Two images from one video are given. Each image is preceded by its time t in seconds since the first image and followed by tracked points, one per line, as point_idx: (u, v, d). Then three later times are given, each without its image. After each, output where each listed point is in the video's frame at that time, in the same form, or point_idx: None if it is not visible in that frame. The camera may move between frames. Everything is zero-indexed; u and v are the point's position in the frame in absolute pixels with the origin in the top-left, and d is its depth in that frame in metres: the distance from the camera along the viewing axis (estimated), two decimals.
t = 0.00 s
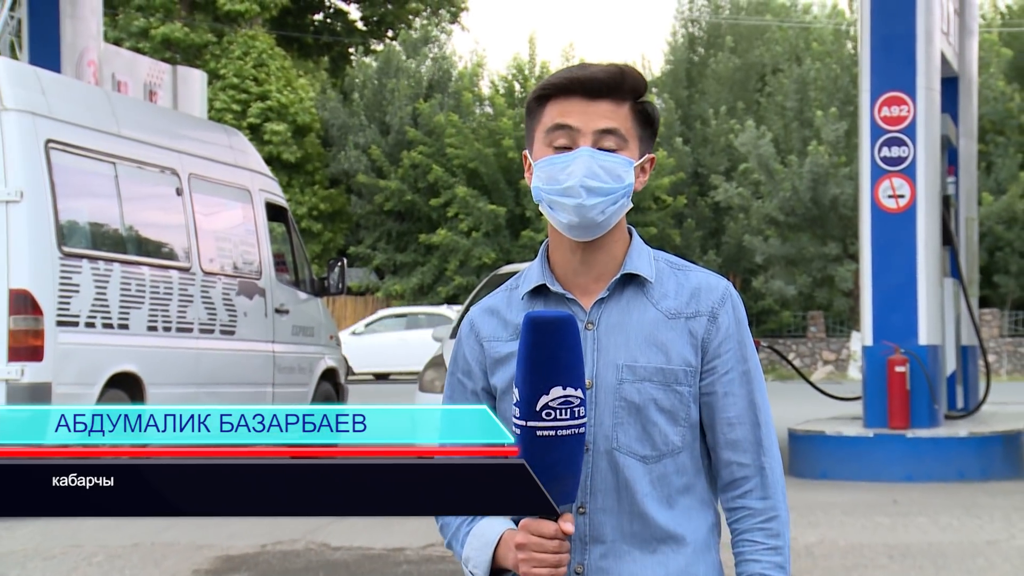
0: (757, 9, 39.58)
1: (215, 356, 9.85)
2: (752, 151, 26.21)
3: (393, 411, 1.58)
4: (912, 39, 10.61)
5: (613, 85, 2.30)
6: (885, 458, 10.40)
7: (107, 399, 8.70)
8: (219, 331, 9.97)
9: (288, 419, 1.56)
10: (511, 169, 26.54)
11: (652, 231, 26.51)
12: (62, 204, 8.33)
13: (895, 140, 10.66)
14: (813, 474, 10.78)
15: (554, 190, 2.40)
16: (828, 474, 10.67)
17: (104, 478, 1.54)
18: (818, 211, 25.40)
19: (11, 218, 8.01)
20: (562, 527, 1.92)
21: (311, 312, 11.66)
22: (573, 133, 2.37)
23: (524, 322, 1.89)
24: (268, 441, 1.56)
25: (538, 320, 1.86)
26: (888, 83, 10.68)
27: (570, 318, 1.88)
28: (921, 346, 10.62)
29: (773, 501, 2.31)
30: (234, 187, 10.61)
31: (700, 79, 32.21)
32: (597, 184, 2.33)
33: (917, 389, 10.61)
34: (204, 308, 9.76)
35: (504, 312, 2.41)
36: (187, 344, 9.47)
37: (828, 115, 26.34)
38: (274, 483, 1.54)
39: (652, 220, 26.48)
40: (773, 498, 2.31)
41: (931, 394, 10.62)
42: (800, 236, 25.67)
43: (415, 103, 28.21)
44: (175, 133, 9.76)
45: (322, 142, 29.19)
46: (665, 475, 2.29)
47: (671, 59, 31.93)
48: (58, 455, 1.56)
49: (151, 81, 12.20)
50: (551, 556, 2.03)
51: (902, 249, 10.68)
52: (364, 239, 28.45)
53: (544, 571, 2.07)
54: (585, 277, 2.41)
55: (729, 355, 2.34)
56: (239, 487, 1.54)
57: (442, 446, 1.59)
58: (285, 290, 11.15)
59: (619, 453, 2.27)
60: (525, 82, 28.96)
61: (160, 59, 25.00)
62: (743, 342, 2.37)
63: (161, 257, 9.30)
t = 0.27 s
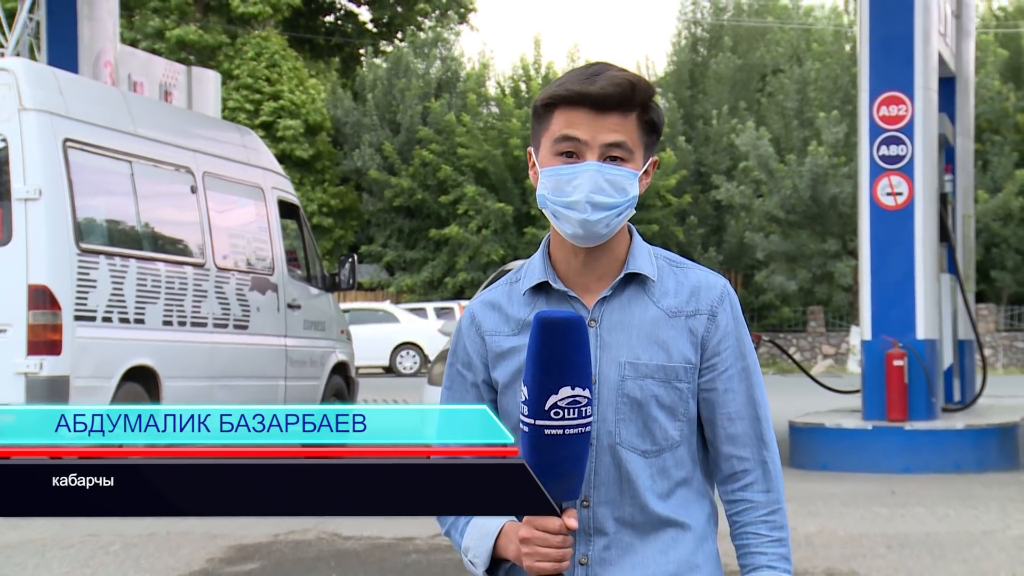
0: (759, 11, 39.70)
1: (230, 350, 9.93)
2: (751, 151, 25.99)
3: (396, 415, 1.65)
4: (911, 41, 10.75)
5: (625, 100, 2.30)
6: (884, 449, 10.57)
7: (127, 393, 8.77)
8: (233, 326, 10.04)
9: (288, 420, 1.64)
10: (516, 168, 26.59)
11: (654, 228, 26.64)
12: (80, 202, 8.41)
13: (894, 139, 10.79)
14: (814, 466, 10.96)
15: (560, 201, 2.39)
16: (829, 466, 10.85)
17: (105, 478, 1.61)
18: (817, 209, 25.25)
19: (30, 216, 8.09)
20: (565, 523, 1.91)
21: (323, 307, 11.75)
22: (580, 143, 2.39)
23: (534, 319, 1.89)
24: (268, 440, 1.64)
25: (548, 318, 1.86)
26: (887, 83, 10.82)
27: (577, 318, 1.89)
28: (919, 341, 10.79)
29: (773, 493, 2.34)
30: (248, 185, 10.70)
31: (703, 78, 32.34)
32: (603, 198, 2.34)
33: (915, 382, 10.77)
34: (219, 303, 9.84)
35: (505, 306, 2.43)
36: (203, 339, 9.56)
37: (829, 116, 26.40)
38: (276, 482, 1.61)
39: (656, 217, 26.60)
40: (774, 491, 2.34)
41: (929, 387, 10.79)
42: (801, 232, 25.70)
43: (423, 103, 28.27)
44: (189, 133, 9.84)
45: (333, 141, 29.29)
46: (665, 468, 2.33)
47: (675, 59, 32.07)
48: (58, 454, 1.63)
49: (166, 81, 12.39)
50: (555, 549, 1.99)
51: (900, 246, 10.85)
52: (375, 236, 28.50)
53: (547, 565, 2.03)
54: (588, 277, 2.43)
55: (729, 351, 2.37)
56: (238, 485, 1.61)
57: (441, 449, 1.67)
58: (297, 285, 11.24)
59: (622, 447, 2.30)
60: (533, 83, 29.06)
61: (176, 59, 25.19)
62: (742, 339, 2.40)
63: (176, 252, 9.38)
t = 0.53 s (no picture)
0: (761, 13, 39.86)
1: (243, 344, 10.04)
2: (752, 150, 26.16)
3: (401, 416, 1.68)
4: (910, 42, 10.85)
5: (628, 97, 2.35)
6: (883, 443, 10.69)
7: (142, 388, 8.78)
8: (245, 322, 10.14)
9: (289, 420, 1.66)
10: (524, 168, 26.74)
11: (658, 226, 26.82)
12: (96, 200, 8.47)
13: (893, 139, 10.89)
14: (813, 458, 11.06)
15: (564, 197, 2.44)
16: (828, 459, 10.95)
17: (105, 478, 1.63)
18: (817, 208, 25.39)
19: (47, 215, 8.15)
20: (570, 515, 1.98)
21: (333, 303, 11.84)
22: (583, 142, 2.45)
23: (536, 317, 1.93)
24: (268, 441, 1.65)
25: (549, 315, 1.90)
26: (887, 83, 10.91)
27: (579, 313, 1.92)
28: (918, 337, 10.93)
29: (770, 486, 2.39)
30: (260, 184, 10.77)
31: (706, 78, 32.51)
32: (608, 196, 2.39)
33: (913, 377, 10.91)
34: (231, 299, 9.92)
35: (509, 301, 2.49)
36: (216, 334, 9.65)
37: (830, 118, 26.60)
38: (278, 483, 1.63)
39: (660, 216, 26.78)
40: (770, 483, 2.40)
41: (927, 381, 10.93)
42: (801, 229, 25.84)
43: (432, 103, 28.43)
44: (201, 132, 9.89)
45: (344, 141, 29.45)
46: (667, 461, 2.38)
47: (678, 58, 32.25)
48: (60, 453, 1.65)
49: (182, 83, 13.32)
50: (560, 540, 2.04)
51: (898, 244, 10.98)
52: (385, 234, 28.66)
53: (552, 555, 2.08)
54: (590, 276, 2.49)
55: (727, 347, 2.43)
56: (242, 483, 1.63)
57: (445, 449, 1.69)
58: (308, 282, 11.32)
59: (623, 441, 2.35)
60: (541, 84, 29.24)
61: (190, 62, 25.38)
62: (740, 334, 2.46)
63: (190, 250, 9.45)
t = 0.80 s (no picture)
0: (765, 14, 39.90)
1: (254, 339, 10.11)
2: (753, 149, 26.22)
3: (409, 417, 1.86)
4: (909, 44, 10.92)
5: (643, 97, 2.42)
6: (883, 436, 10.75)
7: (156, 382, 8.88)
8: (258, 317, 10.22)
9: (289, 420, 1.84)
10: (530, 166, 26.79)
11: (662, 223, 26.86)
12: (112, 198, 8.54)
13: (892, 138, 11.00)
14: (814, 451, 11.13)
15: (574, 189, 2.48)
16: (829, 452, 11.02)
17: (104, 479, 1.81)
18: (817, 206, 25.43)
19: (64, 213, 8.22)
20: (571, 507, 2.02)
21: (343, 298, 11.91)
22: (596, 135, 2.50)
23: (539, 315, 1.98)
24: (270, 440, 1.84)
25: (553, 314, 1.94)
26: (887, 84, 10.99)
27: (582, 311, 1.96)
28: (916, 332, 11.03)
29: (768, 471, 2.44)
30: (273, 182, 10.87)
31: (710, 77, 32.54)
32: (618, 188, 2.45)
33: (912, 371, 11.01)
34: (244, 295, 10.01)
35: (513, 292, 2.55)
36: (229, 330, 9.72)
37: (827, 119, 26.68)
38: (280, 482, 1.81)
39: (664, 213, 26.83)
40: (768, 469, 2.44)
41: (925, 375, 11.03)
42: (801, 226, 25.88)
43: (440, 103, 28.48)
44: (213, 131, 9.97)
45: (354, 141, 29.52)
46: (667, 448, 2.43)
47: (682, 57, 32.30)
48: (64, 453, 1.84)
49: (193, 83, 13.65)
50: (562, 533, 2.11)
51: (896, 240, 11.09)
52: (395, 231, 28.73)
53: (554, 547, 2.13)
54: (593, 268, 2.55)
55: (726, 335, 2.48)
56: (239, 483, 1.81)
57: (454, 447, 1.86)
58: (319, 278, 11.40)
59: (624, 428, 2.41)
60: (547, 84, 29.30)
61: (203, 63, 25.49)
62: (738, 323, 2.50)
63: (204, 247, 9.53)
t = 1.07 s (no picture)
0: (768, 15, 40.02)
1: (267, 334, 10.19)
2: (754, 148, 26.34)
3: (418, 417, 1.85)
4: (907, 43, 11.05)
5: (629, 88, 2.46)
6: (882, 428, 10.80)
7: (172, 375, 8.94)
8: (271, 312, 10.30)
9: (290, 420, 1.84)
10: (537, 165, 26.92)
11: (666, 220, 26.99)
12: (129, 196, 8.62)
13: (891, 136, 11.14)
14: (814, 443, 11.16)
15: (568, 186, 2.54)
16: (829, 444, 11.05)
17: (104, 479, 1.81)
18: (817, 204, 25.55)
19: (82, 210, 8.30)
20: (570, 493, 2.08)
21: (354, 294, 11.97)
22: (587, 133, 2.54)
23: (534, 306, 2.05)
24: (271, 440, 1.84)
25: (546, 304, 2.02)
26: (885, 83, 11.14)
27: (574, 302, 2.05)
28: (914, 326, 11.15)
29: (766, 465, 2.43)
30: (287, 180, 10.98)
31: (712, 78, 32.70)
32: (609, 181, 2.47)
33: (911, 365, 11.10)
34: (258, 290, 10.09)
35: (525, 290, 2.58)
36: (242, 325, 9.81)
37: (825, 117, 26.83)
38: (280, 482, 1.81)
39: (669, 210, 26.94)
40: (766, 464, 2.43)
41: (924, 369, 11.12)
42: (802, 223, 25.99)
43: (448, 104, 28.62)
44: (229, 131, 10.10)
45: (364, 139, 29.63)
46: (669, 441, 2.45)
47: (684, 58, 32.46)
48: (67, 453, 1.84)
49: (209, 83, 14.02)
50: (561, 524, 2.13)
51: (894, 236, 11.21)
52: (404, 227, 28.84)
53: (555, 532, 2.14)
54: (598, 260, 2.57)
55: (728, 331, 2.49)
56: (239, 484, 1.81)
57: (467, 446, 1.85)
58: (331, 273, 11.48)
59: (626, 421, 2.44)
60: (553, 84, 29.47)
61: (218, 63, 25.68)
62: (742, 320, 2.51)
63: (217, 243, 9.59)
